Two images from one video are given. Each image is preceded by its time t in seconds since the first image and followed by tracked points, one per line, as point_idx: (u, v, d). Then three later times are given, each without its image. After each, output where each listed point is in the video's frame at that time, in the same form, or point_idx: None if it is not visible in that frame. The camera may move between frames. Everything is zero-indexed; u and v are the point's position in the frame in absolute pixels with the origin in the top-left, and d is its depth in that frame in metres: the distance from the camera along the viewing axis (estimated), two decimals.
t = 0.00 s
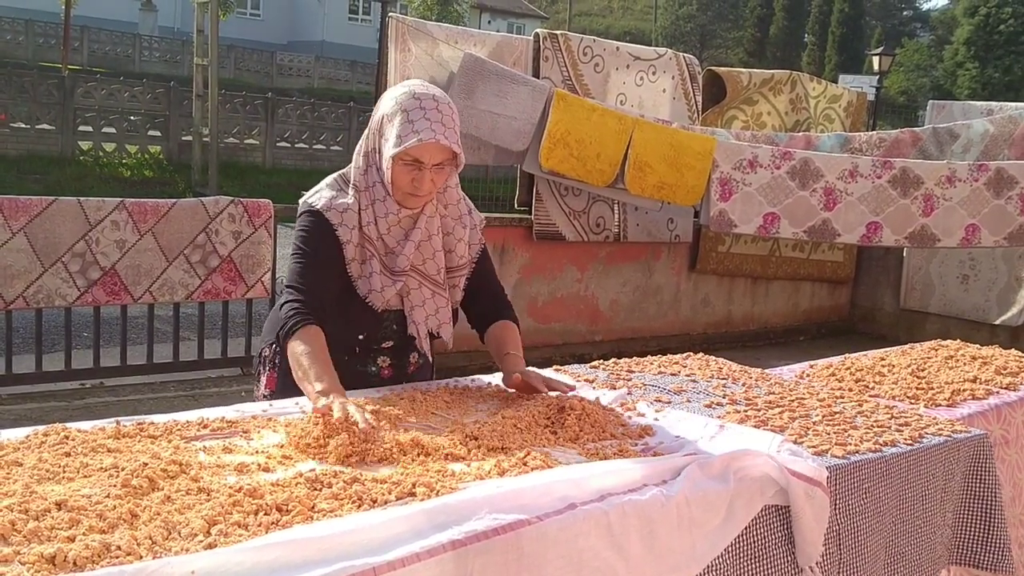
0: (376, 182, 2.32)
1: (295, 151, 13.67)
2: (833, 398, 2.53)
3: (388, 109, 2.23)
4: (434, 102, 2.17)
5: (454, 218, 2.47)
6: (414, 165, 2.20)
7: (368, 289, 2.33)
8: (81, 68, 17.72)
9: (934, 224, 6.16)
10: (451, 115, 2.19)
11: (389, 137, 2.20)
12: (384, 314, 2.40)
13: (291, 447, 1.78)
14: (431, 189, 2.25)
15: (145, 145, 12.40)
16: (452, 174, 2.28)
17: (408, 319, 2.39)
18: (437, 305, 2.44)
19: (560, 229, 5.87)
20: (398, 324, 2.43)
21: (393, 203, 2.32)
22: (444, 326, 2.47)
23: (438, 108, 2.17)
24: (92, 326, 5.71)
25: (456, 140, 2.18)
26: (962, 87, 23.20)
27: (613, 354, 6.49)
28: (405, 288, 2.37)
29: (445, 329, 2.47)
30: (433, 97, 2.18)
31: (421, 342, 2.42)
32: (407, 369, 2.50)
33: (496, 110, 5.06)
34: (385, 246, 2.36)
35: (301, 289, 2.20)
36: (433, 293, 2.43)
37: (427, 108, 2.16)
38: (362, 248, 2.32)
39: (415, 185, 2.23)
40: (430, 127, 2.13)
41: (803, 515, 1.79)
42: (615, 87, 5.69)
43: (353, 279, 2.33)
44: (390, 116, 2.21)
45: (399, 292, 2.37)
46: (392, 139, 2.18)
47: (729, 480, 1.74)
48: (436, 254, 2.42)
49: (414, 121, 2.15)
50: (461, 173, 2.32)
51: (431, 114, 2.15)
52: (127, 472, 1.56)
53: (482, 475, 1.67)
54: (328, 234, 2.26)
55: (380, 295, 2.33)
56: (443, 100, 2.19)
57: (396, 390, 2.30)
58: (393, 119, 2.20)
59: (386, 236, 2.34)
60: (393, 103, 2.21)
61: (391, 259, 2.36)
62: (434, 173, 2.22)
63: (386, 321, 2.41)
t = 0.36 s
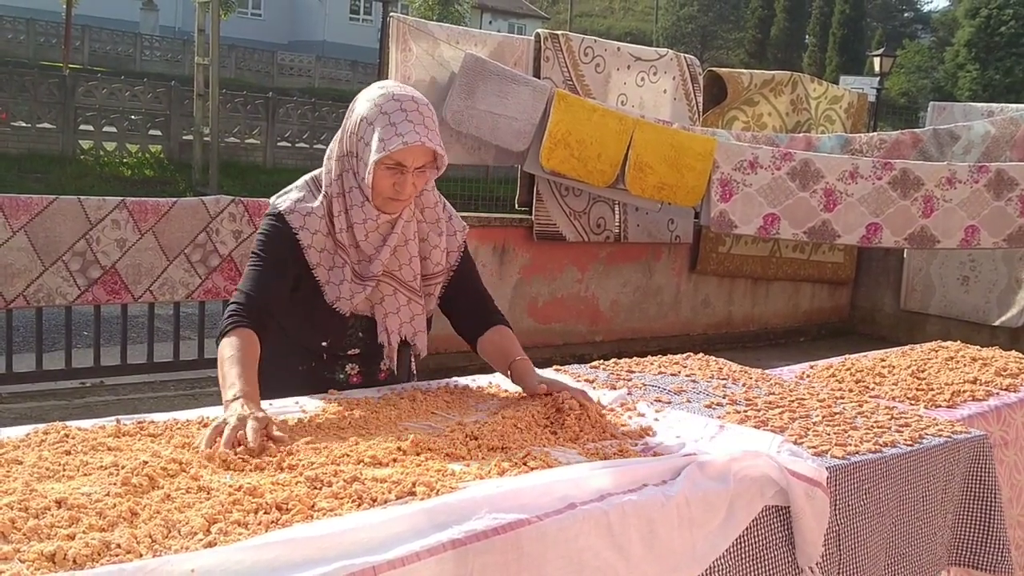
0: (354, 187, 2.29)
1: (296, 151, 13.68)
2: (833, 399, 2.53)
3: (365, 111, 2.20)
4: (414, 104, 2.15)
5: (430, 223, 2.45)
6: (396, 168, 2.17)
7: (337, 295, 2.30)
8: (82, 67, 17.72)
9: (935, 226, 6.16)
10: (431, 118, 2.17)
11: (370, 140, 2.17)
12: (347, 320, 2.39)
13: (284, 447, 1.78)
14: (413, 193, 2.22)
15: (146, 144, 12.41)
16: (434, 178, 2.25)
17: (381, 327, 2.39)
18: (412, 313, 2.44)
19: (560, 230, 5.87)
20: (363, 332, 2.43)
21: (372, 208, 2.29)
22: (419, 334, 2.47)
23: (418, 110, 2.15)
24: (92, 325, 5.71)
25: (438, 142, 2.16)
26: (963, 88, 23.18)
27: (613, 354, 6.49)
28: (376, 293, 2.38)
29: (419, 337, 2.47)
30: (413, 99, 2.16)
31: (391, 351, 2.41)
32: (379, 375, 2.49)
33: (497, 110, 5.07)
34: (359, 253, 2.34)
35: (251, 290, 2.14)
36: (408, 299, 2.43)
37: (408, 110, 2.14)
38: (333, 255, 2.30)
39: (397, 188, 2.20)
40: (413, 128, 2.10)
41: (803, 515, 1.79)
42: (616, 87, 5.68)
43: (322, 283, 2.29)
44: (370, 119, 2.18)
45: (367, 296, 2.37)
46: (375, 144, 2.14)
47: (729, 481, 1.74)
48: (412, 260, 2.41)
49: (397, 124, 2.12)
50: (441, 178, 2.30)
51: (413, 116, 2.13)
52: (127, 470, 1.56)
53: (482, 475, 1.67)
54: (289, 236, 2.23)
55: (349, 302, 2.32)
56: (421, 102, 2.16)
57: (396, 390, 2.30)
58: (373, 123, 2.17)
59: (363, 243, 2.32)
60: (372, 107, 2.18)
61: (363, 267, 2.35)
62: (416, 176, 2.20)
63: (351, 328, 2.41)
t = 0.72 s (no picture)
0: (345, 188, 2.25)
1: (296, 152, 13.68)
2: (833, 401, 2.52)
3: (358, 113, 2.18)
4: (407, 105, 2.15)
5: (414, 220, 2.44)
6: (395, 170, 2.16)
7: (327, 293, 2.29)
8: (83, 69, 17.72)
9: (935, 228, 6.16)
10: (424, 118, 2.18)
11: (367, 144, 2.14)
12: (327, 317, 2.35)
13: (281, 449, 1.78)
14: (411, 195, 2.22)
15: (147, 146, 12.42)
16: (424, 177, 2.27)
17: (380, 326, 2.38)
18: (405, 311, 2.43)
19: (561, 232, 5.87)
20: (344, 329, 2.40)
21: (366, 210, 2.26)
22: (410, 335, 2.47)
23: (413, 111, 2.15)
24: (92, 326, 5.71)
25: (434, 142, 2.17)
26: (964, 90, 23.15)
27: (614, 356, 6.50)
28: (373, 293, 2.37)
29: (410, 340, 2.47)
30: (407, 101, 2.16)
31: (391, 351, 2.41)
32: (361, 378, 2.51)
33: (498, 112, 5.07)
34: (349, 254, 2.32)
35: (254, 299, 2.15)
36: (405, 299, 2.43)
37: (405, 112, 2.13)
38: (322, 255, 2.29)
39: (395, 190, 2.20)
40: (414, 130, 2.11)
41: (803, 519, 1.79)
42: (616, 89, 5.68)
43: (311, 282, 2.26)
44: (365, 122, 2.16)
45: (363, 295, 2.36)
46: (372, 147, 2.13)
47: (729, 484, 1.74)
48: (404, 258, 2.42)
49: (396, 126, 2.11)
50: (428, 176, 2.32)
51: (410, 117, 2.13)
52: (127, 473, 1.56)
53: (483, 477, 1.67)
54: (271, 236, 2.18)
55: (341, 298, 2.30)
56: (414, 102, 2.17)
57: (395, 392, 2.31)
58: (368, 124, 2.15)
59: (358, 246, 2.30)
60: (366, 108, 2.16)
61: (352, 266, 2.34)
62: (412, 176, 2.20)
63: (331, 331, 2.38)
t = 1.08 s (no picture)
0: (343, 184, 2.25)
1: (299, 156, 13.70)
2: (835, 408, 2.53)
3: (361, 111, 2.18)
4: (410, 107, 2.16)
5: (412, 220, 2.45)
6: (391, 170, 2.18)
7: (321, 287, 2.28)
8: (87, 72, 17.75)
9: (937, 235, 6.16)
10: (425, 121, 2.19)
11: (367, 142, 2.15)
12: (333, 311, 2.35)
13: (284, 452, 1.78)
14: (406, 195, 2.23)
15: (150, 149, 12.43)
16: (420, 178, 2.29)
17: (371, 321, 2.36)
18: (399, 308, 2.40)
19: (563, 237, 5.87)
20: (348, 326, 2.39)
21: (362, 206, 2.26)
22: (405, 328, 2.42)
23: (415, 114, 2.16)
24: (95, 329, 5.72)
25: (433, 146, 2.18)
26: (966, 97, 23.17)
27: (615, 361, 6.50)
28: (365, 288, 2.35)
29: (405, 334, 2.43)
30: (409, 102, 2.17)
31: (381, 346, 2.38)
32: (364, 376, 2.45)
33: (500, 117, 5.08)
34: (345, 249, 2.32)
35: (229, 287, 2.15)
36: (397, 295, 2.40)
37: (406, 114, 2.14)
38: (319, 249, 2.29)
39: (390, 189, 2.21)
40: (415, 132, 2.12)
41: (804, 525, 1.79)
42: (619, 94, 5.70)
43: (303, 278, 2.26)
44: (368, 121, 2.16)
45: (356, 290, 2.35)
46: (370, 145, 2.14)
47: (731, 490, 1.74)
48: (398, 255, 2.40)
49: (397, 127, 2.12)
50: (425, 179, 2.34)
51: (412, 119, 2.15)
52: (131, 475, 1.56)
53: (486, 482, 1.67)
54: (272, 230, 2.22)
55: (335, 294, 2.29)
56: (416, 105, 2.18)
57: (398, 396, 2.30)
58: (370, 123, 2.16)
59: (351, 240, 2.30)
60: (369, 106, 2.17)
61: (347, 261, 2.33)
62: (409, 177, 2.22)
63: (337, 321, 2.37)
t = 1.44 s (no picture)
0: (369, 179, 2.27)
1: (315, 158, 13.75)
2: (854, 410, 2.51)
3: (387, 111, 2.20)
4: (436, 108, 2.16)
5: (440, 220, 2.45)
6: (412, 168, 2.18)
7: (358, 281, 2.25)
8: (103, 75, 17.89)
9: (956, 236, 6.12)
10: (451, 123, 2.19)
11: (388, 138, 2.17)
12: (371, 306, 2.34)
13: (302, 453, 1.79)
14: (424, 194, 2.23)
15: (167, 151, 12.50)
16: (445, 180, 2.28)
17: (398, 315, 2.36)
18: (427, 303, 2.40)
19: (579, 238, 5.86)
20: (385, 316, 2.39)
21: (385, 202, 2.28)
22: (433, 324, 2.41)
23: (440, 115, 2.16)
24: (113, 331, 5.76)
25: (454, 147, 2.17)
26: (983, 97, 23.00)
27: (631, 363, 6.49)
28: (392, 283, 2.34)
29: (433, 329, 2.42)
30: (436, 103, 2.17)
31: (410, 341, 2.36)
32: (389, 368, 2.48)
33: (516, 118, 5.07)
34: (377, 245, 2.32)
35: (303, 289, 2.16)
36: (424, 291, 2.40)
37: (430, 115, 2.15)
38: (357, 243, 2.26)
39: (410, 188, 2.21)
40: (435, 133, 2.13)
41: (823, 528, 1.77)
42: (635, 95, 5.69)
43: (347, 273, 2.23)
44: (392, 119, 2.18)
45: (389, 287, 2.34)
46: (392, 142, 2.15)
47: (751, 492, 1.73)
48: (425, 253, 2.39)
49: (419, 127, 2.13)
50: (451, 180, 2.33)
51: (435, 121, 2.15)
52: (151, 477, 1.57)
53: (504, 484, 1.67)
54: (320, 228, 2.20)
55: (370, 288, 2.27)
56: (443, 106, 2.18)
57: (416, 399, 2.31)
58: (394, 122, 2.17)
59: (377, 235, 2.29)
60: (396, 106, 2.19)
61: (382, 257, 2.32)
62: (429, 177, 2.21)
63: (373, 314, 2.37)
